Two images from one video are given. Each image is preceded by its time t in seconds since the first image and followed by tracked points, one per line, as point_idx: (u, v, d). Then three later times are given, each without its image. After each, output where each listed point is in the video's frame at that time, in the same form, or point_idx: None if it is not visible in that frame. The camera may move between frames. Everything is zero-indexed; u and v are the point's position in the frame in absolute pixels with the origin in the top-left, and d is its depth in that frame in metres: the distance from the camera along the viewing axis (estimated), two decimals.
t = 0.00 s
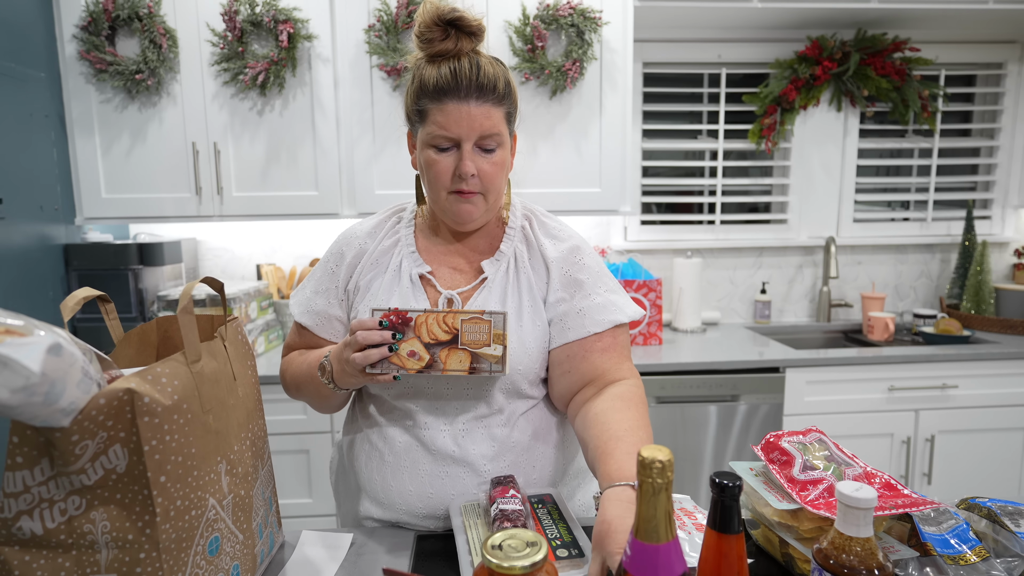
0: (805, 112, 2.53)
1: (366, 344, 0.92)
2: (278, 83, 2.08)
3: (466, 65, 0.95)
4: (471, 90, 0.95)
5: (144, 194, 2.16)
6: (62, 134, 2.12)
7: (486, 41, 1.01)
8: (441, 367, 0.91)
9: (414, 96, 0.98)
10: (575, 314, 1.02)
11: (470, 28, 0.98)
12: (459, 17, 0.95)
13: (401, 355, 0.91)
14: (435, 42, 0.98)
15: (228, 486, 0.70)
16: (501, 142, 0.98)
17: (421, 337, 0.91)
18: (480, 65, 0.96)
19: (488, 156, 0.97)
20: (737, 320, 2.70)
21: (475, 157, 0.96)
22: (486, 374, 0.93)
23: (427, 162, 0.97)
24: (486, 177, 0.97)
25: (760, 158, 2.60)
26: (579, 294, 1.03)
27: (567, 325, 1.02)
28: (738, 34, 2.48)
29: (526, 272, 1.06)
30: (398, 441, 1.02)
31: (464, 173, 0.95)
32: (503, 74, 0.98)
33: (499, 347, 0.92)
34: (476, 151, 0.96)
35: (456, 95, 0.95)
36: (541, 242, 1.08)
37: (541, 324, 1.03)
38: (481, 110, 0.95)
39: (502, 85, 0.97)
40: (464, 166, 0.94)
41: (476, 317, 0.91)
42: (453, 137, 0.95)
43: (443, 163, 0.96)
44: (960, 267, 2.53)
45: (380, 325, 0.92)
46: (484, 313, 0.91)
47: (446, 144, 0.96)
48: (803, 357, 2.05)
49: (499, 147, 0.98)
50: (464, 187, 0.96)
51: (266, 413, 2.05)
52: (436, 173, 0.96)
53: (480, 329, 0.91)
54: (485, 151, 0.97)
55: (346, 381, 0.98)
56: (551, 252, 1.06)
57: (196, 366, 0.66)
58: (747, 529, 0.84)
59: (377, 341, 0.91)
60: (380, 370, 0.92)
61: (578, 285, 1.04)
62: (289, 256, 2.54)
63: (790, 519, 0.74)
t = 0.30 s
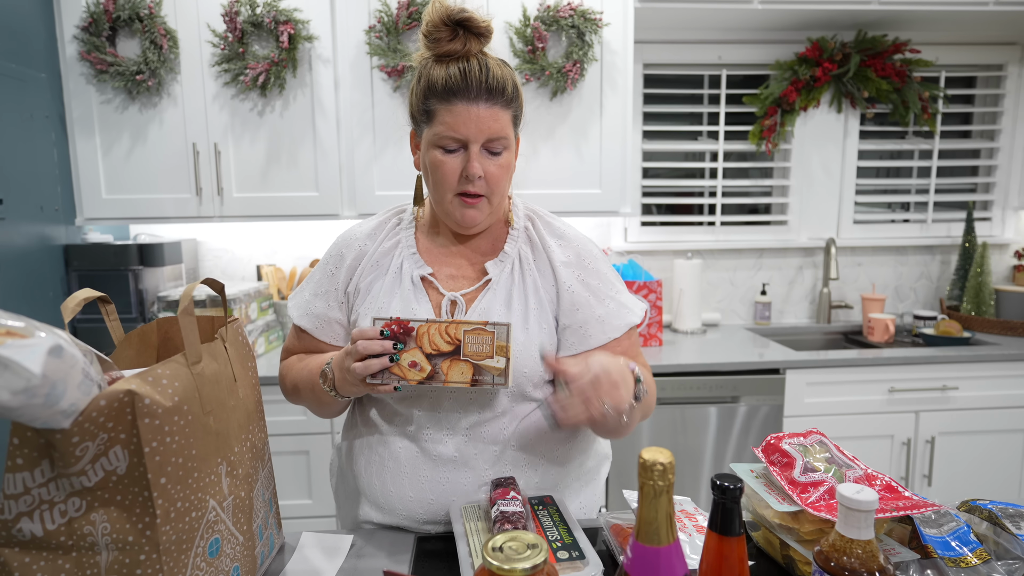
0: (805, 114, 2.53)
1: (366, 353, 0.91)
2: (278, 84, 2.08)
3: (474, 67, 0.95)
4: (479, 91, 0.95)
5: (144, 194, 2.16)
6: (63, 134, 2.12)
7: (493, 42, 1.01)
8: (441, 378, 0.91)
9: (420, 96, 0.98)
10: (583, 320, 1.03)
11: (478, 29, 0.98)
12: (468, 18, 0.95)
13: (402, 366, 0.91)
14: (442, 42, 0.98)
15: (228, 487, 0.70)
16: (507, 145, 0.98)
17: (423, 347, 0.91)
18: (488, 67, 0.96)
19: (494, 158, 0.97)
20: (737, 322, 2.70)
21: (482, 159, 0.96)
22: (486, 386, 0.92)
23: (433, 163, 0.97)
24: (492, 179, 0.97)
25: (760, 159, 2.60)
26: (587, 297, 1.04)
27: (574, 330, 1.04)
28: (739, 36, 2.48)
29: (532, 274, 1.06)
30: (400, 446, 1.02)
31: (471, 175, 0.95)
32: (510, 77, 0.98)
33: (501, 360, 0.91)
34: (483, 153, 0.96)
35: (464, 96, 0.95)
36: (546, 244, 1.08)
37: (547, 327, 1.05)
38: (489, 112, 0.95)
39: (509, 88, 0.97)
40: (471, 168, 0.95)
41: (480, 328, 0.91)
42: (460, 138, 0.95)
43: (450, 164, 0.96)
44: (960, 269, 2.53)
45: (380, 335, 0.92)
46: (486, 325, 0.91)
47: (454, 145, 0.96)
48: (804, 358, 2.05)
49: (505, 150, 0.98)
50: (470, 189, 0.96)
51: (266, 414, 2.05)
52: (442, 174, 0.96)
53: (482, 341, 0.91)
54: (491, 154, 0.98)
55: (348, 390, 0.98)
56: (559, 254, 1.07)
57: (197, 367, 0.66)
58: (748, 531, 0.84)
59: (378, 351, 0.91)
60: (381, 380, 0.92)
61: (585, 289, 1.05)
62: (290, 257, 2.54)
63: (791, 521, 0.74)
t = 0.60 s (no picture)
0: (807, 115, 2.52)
1: (376, 345, 0.91)
2: (279, 83, 2.08)
3: (478, 66, 0.95)
4: (483, 90, 0.95)
5: (145, 194, 2.16)
6: (64, 134, 2.12)
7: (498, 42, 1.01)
8: (451, 369, 0.89)
9: (424, 95, 0.98)
10: (594, 318, 1.06)
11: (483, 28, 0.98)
12: (473, 18, 0.95)
13: (410, 358, 0.90)
14: (447, 41, 0.98)
15: (228, 487, 0.70)
16: (511, 144, 0.98)
17: (433, 339, 0.90)
18: (492, 66, 0.96)
19: (498, 157, 0.97)
20: (737, 322, 2.70)
21: (485, 158, 0.96)
22: (497, 380, 0.89)
23: (436, 161, 0.97)
24: (496, 178, 0.96)
25: (761, 160, 2.60)
26: (596, 295, 1.06)
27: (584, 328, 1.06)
28: (740, 37, 2.48)
29: (543, 272, 1.06)
30: (405, 446, 1.02)
31: (474, 173, 0.95)
32: (515, 76, 0.98)
33: (512, 353, 0.89)
34: (486, 152, 0.96)
35: (467, 94, 0.95)
36: (556, 241, 1.09)
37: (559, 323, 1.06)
38: (493, 111, 0.95)
39: (514, 87, 0.97)
40: (474, 166, 0.94)
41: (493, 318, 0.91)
42: (464, 137, 0.95)
43: (454, 162, 0.96)
44: (962, 270, 2.53)
45: (391, 326, 0.91)
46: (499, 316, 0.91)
47: (458, 144, 0.96)
48: (805, 359, 2.05)
49: (509, 149, 0.98)
50: (473, 188, 0.96)
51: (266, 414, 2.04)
52: (446, 172, 0.96)
53: (493, 335, 0.90)
54: (495, 153, 0.97)
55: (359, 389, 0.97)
56: (569, 252, 1.08)
57: (197, 366, 0.66)
58: (749, 531, 0.84)
59: (388, 342, 0.90)
60: (390, 373, 0.91)
61: (594, 287, 1.07)
62: (290, 257, 2.54)
63: (793, 522, 0.74)
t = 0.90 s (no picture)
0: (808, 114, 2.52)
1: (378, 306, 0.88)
2: (280, 84, 2.08)
3: (476, 65, 0.95)
4: (481, 88, 0.94)
5: (146, 194, 2.16)
6: (65, 134, 2.12)
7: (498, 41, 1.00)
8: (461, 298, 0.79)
9: (423, 94, 0.98)
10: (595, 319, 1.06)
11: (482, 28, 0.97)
12: (472, 17, 0.95)
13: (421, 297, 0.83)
14: (447, 40, 0.98)
15: (230, 487, 0.70)
16: (509, 142, 0.98)
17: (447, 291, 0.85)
18: (490, 65, 0.95)
19: (496, 156, 0.97)
20: (739, 322, 2.69)
21: (483, 156, 0.96)
22: (509, 304, 0.78)
23: (434, 159, 0.97)
24: (493, 177, 0.96)
25: (762, 159, 2.59)
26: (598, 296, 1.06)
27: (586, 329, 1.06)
28: (741, 36, 2.48)
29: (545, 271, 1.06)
30: (406, 445, 1.02)
31: (470, 171, 0.94)
32: (513, 75, 0.98)
33: (527, 292, 0.83)
34: (483, 150, 0.96)
35: (464, 93, 0.95)
36: (557, 241, 1.09)
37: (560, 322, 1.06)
38: (490, 110, 0.95)
39: (512, 86, 0.97)
40: (471, 165, 0.94)
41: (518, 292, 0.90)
42: (462, 135, 0.95)
43: (451, 161, 0.95)
44: (963, 270, 2.53)
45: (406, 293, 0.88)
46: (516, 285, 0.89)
47: (455, 142, 0.96)
48: (806, 359, 2.04)
49: (507, 147, 0.98)
50: (470, 186, 0.96)
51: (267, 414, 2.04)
52: (443, 171, 0.96)
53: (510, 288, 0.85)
54: (493, 151, 0.97)
55: (357, 369, 0.95)
56: (570, 252, 1.08)
57: (198, 366, 0.66)
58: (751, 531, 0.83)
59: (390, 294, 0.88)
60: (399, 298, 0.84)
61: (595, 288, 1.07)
62: (291, 257, 2.54)
63: (795, 522, 0.74)
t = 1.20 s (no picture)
0: (811, 113, 2.51)
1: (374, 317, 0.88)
2: (282, 84, 2.08)
3: (469, 63, 0.95)
4: (473, 87, 0.95)
5: (148, 195, 2.16)
6: (68, 135, 2.13)
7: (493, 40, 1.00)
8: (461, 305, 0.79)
9: (418, 93, 0.99)
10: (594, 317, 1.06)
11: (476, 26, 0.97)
12: (466, 16, 0.95)
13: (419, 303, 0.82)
14: (442, 40, 0.98)
15: (231, 486, 0.70)
16: (503, 140, 0.97)
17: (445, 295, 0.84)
18: (483, 63, 0.95)
19: (489, 154, 0.97)
20: (741, 322, 2.69)
21: (476, 153, 0.95)
22: (510, 310, 0.78)
23: (429, 157, 0.97)
24: (486, 174, 0.96)
25: (764, 159, 2.59)
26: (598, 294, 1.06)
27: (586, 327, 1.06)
28: (743, 36, 2.47)
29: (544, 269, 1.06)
30: (408, 444, 1.02)
31: (463, 169, 0.94)
32: (506, 73, 0.97)
33: (526, 296, 0.83)
34: (476, 148, 0.96)
35: (457, 91, 0.95)
36: (556, 240, 1.09)
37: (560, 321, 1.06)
38: (483, 108, 0.95)
39: (505, 84, 0.97)
40: (463, 162, 0.94)
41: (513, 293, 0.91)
42: (455, 133, 0.95)
43: (445, 159, 0.96)
44: (966, 269, 2.52)
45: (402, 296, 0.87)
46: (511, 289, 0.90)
47: (448, 140, 0.96)
48: (809, 359, 2.04)
49: (501, 145, 0.97)
50: (464, 183, 0.96)
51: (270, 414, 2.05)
52: (436, 168, 0.96)
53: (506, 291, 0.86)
54: (486, 148, 0.97)
55: (356, 373, 0.94)
56: (569, 251, 1.09)
57: (201, 366, 0.66)
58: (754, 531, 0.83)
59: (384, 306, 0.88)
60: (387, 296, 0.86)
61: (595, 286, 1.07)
62: (294, 257, 2.54)
63: (797, 521, 0.74)
